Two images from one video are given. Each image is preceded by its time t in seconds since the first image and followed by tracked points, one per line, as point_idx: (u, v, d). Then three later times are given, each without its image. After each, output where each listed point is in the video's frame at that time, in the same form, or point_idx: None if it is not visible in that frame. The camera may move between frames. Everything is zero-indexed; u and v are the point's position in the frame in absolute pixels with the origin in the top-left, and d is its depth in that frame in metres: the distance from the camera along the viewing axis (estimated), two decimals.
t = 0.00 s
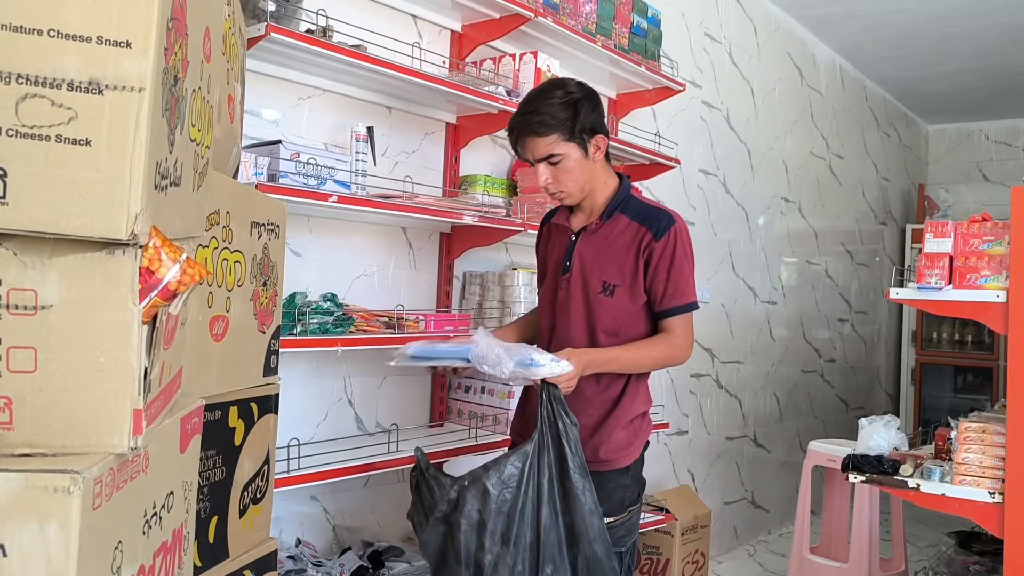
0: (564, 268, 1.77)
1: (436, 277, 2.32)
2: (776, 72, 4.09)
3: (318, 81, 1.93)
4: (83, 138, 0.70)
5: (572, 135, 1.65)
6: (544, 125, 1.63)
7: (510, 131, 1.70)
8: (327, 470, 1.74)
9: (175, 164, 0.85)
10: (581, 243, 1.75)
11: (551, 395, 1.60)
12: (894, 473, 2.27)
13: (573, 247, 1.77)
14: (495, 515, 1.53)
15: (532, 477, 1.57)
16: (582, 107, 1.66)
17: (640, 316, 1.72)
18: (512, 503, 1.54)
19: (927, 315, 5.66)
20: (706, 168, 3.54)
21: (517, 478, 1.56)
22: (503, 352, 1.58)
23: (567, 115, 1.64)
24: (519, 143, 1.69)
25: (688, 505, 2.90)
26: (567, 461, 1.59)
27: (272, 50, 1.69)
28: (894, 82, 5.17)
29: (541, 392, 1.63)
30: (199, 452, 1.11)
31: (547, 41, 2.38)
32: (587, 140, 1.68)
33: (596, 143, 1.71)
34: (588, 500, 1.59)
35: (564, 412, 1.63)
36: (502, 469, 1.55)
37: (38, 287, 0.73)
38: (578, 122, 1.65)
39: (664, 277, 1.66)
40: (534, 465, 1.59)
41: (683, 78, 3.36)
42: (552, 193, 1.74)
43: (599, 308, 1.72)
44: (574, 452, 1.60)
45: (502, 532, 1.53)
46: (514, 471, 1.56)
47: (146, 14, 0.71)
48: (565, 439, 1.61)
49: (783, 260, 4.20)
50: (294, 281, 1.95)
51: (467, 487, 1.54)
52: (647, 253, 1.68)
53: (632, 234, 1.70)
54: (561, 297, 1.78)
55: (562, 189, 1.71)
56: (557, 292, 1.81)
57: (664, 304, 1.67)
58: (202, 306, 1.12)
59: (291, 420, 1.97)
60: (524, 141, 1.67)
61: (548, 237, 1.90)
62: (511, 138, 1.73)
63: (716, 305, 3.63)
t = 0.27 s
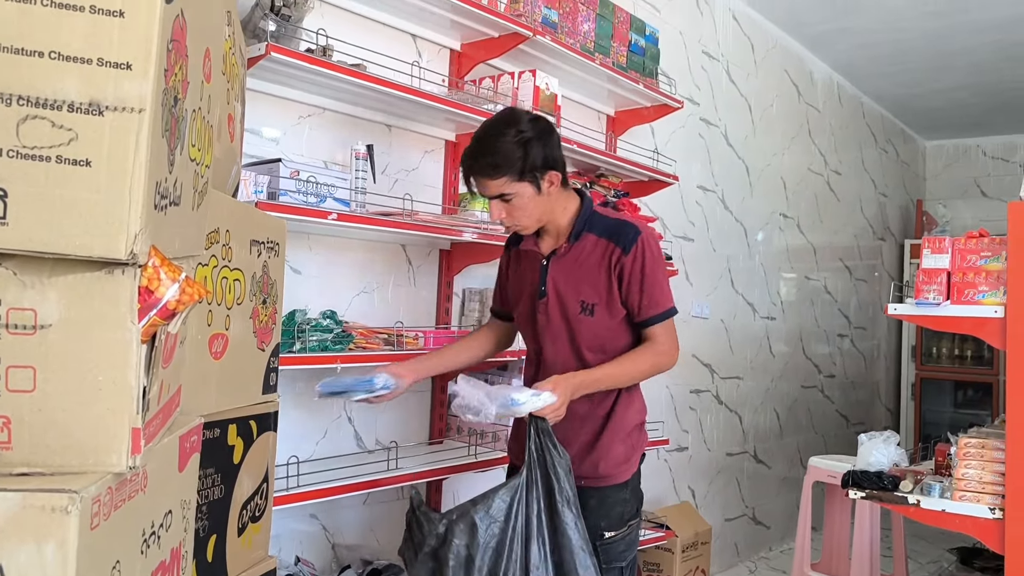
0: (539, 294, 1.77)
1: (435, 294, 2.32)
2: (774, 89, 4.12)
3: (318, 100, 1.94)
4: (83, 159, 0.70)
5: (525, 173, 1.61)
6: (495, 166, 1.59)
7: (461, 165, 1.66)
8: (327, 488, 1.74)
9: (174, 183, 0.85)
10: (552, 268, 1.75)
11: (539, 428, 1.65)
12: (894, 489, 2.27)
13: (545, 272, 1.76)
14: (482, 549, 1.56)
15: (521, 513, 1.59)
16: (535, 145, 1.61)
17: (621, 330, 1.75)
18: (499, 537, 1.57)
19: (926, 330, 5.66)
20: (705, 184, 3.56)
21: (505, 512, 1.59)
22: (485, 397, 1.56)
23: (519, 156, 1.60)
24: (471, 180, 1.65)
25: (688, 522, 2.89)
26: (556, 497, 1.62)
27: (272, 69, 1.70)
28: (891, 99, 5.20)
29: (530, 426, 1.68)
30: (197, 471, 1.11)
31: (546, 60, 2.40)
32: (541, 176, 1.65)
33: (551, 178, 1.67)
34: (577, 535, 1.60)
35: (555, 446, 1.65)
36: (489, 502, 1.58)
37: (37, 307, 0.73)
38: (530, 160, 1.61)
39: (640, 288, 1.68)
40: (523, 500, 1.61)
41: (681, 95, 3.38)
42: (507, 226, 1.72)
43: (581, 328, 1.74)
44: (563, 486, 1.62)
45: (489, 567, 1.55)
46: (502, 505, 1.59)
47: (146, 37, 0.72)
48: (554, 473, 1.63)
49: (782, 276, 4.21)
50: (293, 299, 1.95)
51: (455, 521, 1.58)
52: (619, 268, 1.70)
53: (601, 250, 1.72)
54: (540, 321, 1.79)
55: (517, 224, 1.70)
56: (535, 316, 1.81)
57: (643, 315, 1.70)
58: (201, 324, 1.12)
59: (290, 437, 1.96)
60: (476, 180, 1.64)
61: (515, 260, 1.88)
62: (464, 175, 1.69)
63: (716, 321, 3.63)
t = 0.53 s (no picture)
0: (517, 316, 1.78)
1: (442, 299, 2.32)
2: (779, 93, 4.11)
3: (325, 107, 1.95)
4: (92, 166, 0.71)
5: (473, 212, 1.60)
6: (441, 212, 1.57)
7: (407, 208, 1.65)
8: (336, 493, 1.74)
9: (183, 191, 0.86)
10: (524, 288, 1.75)
11: (546, 445, 1.62)
12: (903, 493, 2.26)
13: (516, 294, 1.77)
14: (484, 563, 1.57)
15: (523, 528, 1.58)
16: (479, 184, 1.59)
17: (605, 328, 1.77)
18: (501, 553, 1.57)
19: (935, 333, 5.64)
20: (711, 188, 3.55)
21: (507, 528, 1.58)
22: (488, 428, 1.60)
23: (466, 198, 1.58)
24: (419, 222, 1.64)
25: (696, 527, 2.88)
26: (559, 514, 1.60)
27: (279, 76, 1.71)
28: (897, 102, 5.19)
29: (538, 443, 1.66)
30: (206, 477, 1.12)
31: (552, 66, 2.40)
32: (490, 210, 1.63)
33: (500, 211, 1.65)
34: (578, 555, 1.58)
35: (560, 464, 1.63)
36: (493, 517, 1.59)
37: (47, 314, 0.74)
38: (476, 198, 1.59)
39: (612, 282, 1.72)
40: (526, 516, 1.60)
41: (686, 100, 3.38)
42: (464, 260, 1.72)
43: (567, 337, 1.77)
44: (567, 505, 1.60)
45: None
46: (505, 520, 1.59)
47: (155, 46, 0.73)
48: (557, 491, 1.61)
49: (788, 279, 4.20)
50: (301, 304, 1.95)
51: (460, 535, 1.59)
52: (588, 268, 1.73)
53: (566, 257, 1.74)
54: (525, 341, 1.80)
55: (475, 256, 1.69)
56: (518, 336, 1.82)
57: (622, 307, 1.73)
58: (210, 330, 1.13)
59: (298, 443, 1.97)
60: (425, 223, 1.62)
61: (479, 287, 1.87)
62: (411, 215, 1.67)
63: (723, 325, 3.62)
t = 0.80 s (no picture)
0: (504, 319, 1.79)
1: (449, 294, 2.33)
2: (785, 85, 4.10)
3: (331, 103, 1.96)
4: (101, 163, 0.71)
5: (447, 224, 1.60)
6: (415, 229, 1.57)
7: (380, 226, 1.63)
8: (345, 487, 1.75)
9: (191, 187, 0.86)
10: (510, 292, 1.76)
11: (546, 443, 1.64)
12: (912, 485, 2.25)
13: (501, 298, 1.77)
14: (489, 561, 1.57)
15: (526, 527, 1.59)
16: (450, 196, 1.59)
17: (591, 319, 1.79)
18: (506, 551, 1.58)
19: (944, 325, 5.61)
20: (718, 181, 3.54)
21: (511, 526, 1.59)
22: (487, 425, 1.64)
23: (437, 211, 1.57)
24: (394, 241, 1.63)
25: (705, 520, 2.88)
26: (560, 513, 1.61)
27: (285, 72, 1.71)
28: (905, 93, 5.16)
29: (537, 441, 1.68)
30: (216, 471, 1.13)
31: (557, 60, 2.40)
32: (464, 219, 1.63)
33: (473, 219, 1.66)
34: (581, 551, 1.59)
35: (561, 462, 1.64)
36: (497, 515, 1.59)
37: (58, 310, 0.74)
38: (449, 211, 1.59)
39: (596, 274, 1.74)
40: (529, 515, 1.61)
41: (692, 93, 3.37)
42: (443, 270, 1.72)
43: (557, 333, 1.78)
44: (568, 502, 1.61)
45: None
46: (508, 518, 1.59)
47: (163, 41, 0.73)
48: (558, 489, 1.62)
49: (796, 272, 4.18)
50: (308, 300, 1.96)
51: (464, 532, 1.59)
52: (570, 262, 1.75)
53: (547, 254, 1.76)
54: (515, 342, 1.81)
55: (455, 265, 1.70)
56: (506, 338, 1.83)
57: (607, 296, 1.76)
58: (219, 326, 1.13)
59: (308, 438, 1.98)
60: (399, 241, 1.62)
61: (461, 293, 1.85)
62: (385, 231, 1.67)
63: (731, 318, 3.62)
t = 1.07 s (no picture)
0: (505, 297, 1.78)
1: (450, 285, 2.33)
2: (786, 75, 4.08)
3: (331, 94, 1.95)
4: (101, 155, 0.71)
5: (467, 186, 1.62)
6: (435, 189, 1.58)
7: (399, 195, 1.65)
8: (347, 478, 1.75)
9: (191, 178, 0.86)
10: (513, 269, 1.76)
11: (541, 433, 1.65)
12: (913, 474, 2.25)
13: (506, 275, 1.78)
14: (488, 546, 1.63)
15: (523, 513, 1.62)
16: (468, 156, 1.61)
17: (591, 311, 1.79)
18: (503, 536, 1.63)
19: (945, 315, 5.61)
20: (718, 171, 3.54)
21: (507, 513, 1.63)
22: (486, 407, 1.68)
23: (456, 171, 1.59)
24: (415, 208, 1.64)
25: (706, 510, 2.89)
26: (556, 499, 1.62)
27: (285, 64, 1.71)
28: (907, 82, 5.14)
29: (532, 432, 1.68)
30: (218, 463, 1.13)
31: (557, 50, 2.39)
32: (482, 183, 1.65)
33: (491, 182, 1.68)
34: (578, 536, 1.60)
35: (556, 449, 1.65)
36: (493, 503, 1.64)
37: (60, 302, 0.74)
38: (468, 172, 1.61)
39: (601, 264, 1.75)
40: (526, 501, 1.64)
41: (693, 83, 3.36)
42: (461, 240, 1.72)
43: (552, 319, 1.77)
44: (563, 489, 1.62)
45: (494, 563, 1.62)
46: (506, 505, 1.63)
47: (162, 32, 0.73)
48: (553, 476, 1.63)
49: (797, 262, 4.18)
50: (310, 292, 1.96)
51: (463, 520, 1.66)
52: (577, 249, 1.76)
53: (555, 238, 1.77)
54: (510, 324, 1.80)
55: (471, 235, 1.70)
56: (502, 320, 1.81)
57: (610, 288, 1.76)
58: (220, 317, 1.14)
59: (310, 429, 1.98)
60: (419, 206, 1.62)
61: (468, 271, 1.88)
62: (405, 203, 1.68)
63: (732, 309, 3.62)
